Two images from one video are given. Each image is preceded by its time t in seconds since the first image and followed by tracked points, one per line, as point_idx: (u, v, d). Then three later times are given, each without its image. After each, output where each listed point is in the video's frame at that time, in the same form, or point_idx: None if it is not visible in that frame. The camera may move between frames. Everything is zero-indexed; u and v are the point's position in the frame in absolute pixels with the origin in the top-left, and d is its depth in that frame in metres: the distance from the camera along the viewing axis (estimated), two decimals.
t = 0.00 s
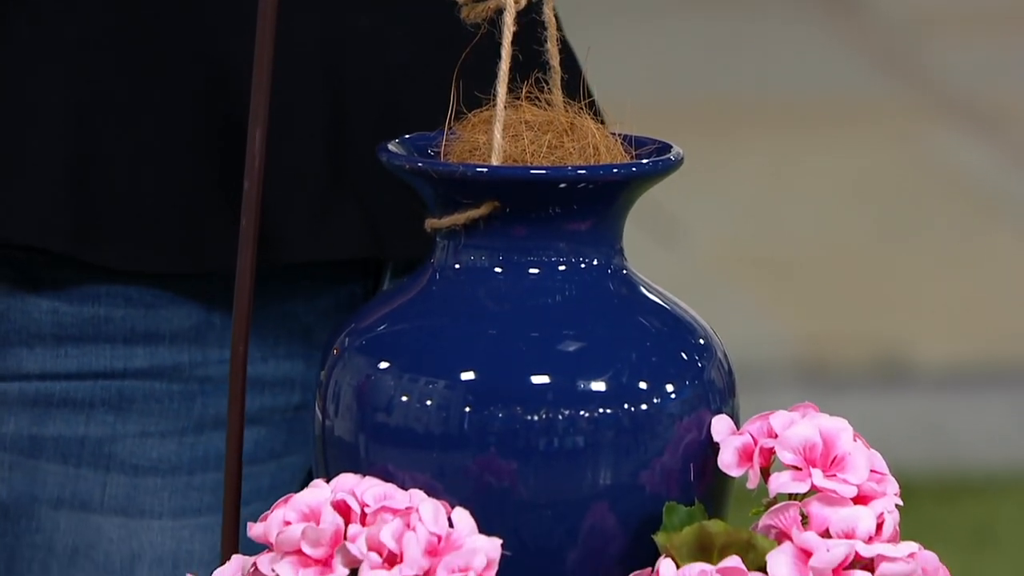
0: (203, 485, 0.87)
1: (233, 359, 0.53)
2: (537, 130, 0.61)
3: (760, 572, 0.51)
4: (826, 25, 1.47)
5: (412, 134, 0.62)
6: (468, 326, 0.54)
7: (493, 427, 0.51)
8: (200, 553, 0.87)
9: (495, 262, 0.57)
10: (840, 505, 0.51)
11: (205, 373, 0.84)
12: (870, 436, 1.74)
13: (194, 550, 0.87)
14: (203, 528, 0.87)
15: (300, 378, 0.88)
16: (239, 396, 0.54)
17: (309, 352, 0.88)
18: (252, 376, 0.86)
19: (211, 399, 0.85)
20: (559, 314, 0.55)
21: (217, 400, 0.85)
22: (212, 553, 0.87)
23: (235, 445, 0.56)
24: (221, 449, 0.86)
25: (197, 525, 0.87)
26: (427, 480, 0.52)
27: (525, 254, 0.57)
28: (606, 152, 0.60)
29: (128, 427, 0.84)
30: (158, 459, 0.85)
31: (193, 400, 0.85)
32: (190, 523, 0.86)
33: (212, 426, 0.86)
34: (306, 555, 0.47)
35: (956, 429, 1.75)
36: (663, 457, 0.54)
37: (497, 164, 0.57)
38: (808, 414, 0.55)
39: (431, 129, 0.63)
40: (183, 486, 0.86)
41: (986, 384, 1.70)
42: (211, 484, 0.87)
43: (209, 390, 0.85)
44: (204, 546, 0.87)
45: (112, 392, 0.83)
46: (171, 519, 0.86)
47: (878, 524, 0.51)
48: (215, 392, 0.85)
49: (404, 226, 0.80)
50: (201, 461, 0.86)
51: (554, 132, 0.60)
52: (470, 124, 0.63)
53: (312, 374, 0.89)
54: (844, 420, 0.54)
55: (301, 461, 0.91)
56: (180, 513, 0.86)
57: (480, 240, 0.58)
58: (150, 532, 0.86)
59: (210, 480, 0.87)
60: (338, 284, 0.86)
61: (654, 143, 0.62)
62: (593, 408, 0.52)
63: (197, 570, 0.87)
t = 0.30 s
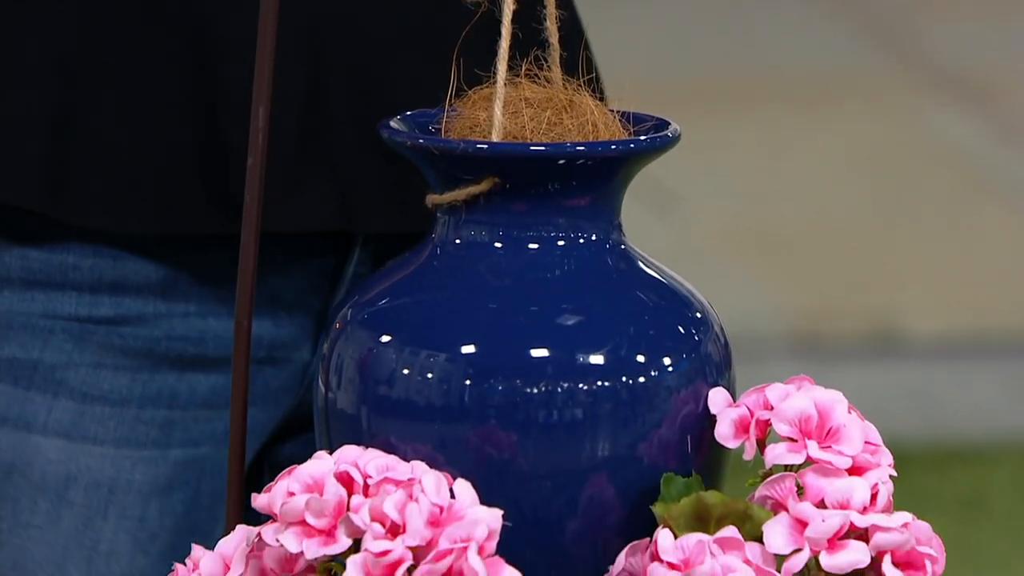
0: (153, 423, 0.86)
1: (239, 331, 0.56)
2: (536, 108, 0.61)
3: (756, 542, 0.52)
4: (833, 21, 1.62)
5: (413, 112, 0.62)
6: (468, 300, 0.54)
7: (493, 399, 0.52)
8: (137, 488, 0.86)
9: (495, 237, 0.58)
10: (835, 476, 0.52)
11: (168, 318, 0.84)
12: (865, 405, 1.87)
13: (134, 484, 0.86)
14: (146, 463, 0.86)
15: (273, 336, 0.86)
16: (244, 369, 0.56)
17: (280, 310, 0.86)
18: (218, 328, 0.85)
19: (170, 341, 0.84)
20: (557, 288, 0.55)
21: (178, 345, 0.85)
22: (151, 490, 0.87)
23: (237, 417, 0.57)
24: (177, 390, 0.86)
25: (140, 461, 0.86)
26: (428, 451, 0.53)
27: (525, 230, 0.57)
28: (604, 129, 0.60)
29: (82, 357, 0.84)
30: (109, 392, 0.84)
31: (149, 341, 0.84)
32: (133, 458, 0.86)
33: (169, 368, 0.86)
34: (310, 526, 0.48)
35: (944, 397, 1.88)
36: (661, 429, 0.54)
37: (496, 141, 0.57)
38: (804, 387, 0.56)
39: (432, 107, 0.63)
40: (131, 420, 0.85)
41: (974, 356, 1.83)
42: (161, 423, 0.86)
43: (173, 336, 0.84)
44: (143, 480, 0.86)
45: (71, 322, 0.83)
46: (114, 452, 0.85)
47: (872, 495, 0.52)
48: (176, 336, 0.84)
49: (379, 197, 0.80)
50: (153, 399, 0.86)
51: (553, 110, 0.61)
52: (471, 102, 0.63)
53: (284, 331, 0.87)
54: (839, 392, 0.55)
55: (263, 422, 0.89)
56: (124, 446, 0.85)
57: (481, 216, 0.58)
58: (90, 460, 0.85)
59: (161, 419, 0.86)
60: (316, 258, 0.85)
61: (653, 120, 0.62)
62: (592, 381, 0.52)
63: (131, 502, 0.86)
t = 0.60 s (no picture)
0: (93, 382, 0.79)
1: (240, 305, 0.56)
2: (536, 85, 0.61)
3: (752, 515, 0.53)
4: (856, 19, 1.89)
5: (412, 89, 0.62)
6: (469, 275, 0.55)
7: (493, 373, 0.52)
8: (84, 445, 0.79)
9: (495, 213, 0.58)
10: (832, 450, 0.52)
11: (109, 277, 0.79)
12: (862, 381, 2.13)
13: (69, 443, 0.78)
14: (79, 425, 0.78)
15: (218, 302, 0.81)
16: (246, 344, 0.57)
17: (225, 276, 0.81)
18: (162, 292, 0.80)
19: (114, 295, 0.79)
20: (557, 263, 0.56)
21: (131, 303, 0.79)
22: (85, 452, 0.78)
23: (241, 393, 0.57)
24: (118, 354, 0.79)
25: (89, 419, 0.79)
26: (428, 426, 0.54)
27: (525, 206, 0.58)
28: (603, 105, 0.61)
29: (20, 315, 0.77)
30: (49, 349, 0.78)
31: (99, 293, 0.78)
32: (69, 416, 0.78)
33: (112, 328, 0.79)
34: (311, 499, 0.48)
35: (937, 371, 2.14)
36: (660, 404, 0.55)
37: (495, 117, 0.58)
38: (801, 362, 0.56)
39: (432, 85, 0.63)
40: (65, 380, 0.78)
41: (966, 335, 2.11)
42: (98, 384, 0.79)
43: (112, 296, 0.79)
44: (75, 441, 0.78)
45: (12, 282, 0.77)
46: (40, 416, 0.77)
47: (868, 469, 0.52)
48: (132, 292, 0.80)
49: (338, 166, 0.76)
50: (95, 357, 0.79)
51: (552, 87, 0.61)
52: (471, 79, 0.63)
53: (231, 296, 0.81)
54: (836, 367, 0.55)
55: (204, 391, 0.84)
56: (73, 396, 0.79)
57: (481, 192, 0.58)
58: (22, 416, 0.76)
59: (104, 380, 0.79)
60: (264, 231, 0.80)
61: (651, 97, 0.62)
62: (591, 355, 0.53)
63: (63, 461, 0.77)
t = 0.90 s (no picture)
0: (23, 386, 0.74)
1: (242, 283, 0.57)
2: (535, 63, 0.61)
3: (750, 490, 0.53)
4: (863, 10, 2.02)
5: (412, 67, 0.62)
6: (469, 252, 0.55)
7: (493, 349, 0.53)
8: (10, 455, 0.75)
9: (495, 191, 0.58)
10: (829, 425, 0.53)
11: (23, 265, 0.73)
12: (860, 355, 2.18)
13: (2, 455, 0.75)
14: (15, 425, 0.74)
15: (136, 277, 0.77)
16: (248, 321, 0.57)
17: (144, 251, 0.76)
18: (81, 270, 0.75)
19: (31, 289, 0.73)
20: (556, 241, 0.56)
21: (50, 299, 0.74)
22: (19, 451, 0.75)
23: (242, 370, 0.58)
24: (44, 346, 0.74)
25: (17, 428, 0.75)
26: (428, 402, 0.54)
27: (525, 183, 0.58)
28: (603, 84, 0.61)
29: None
30: None
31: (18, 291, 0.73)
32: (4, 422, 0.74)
33: (35, 319, 0.74)
34: (312, 474, 0.49)
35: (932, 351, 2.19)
36: (659, 380, 0.55)
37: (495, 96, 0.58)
38: (798, 338, 0.57)
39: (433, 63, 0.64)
40: None
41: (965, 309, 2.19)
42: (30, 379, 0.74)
43: (26, 286, 0.73)
44: (14, 442, 0.75)
45: None
46: None
47: (865, 445, 0.53)
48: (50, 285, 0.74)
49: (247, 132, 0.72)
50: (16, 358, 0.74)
51: (551, 65, 0.61)
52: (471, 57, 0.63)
53: (146, 271, 0.77)
54: (833, 343, 0.56)
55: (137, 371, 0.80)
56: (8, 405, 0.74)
57: (481, 170, 0.59)
58: None
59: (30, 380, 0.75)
60: (168, 203, 0.76)
61: (650, 75, 0.62)
62: (590, 332, 0.53)
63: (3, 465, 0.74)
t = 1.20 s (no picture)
0: None
1: (244, 260, 0.58)
2: (535, 42, 0.61)
3: (748, 466, 0.54)
4: None
5: (410, 46, 0.62)
6: (469, 230, 0.56)
7: (493, 327, 0.53)
8: None
9: (495, 169, 0.58)
10: (826, 402, 0.53)
11: None
12: (857, 330, 2.26)
13: None
14: None
15: None
16: (250, 300, 0.58)
17: None
18: None
19: None
20: (555, 219, 0.56)
21: None
22: None
23: (244, 347, 0.58)
24: None
25: None
26: (428, 379, 0.55)
27: (525, 162, 0.58)
28: (602, 64, 0.61)
29: None
30: None
31: None
32: None
33: None
34: (313, 451, 0.49)
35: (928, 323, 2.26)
36: (657, 358, 0.56)
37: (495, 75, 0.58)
38: (795, 315, 0.57)
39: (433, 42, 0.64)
40: None
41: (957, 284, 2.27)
42: None
43: None
44: None
45: None
46: None
47: (861, 422, 0.53)
48: None
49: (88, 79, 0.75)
50: None
51: (551, 44, 0.61)
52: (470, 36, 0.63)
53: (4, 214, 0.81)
54: (830, 321, 0.56)
55: None
56: None
57: (481, 148, 0.59)
58: None
59: None
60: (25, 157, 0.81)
61: (649, 54, 0.62)
62: (589, 309, 0.54)
63: None
